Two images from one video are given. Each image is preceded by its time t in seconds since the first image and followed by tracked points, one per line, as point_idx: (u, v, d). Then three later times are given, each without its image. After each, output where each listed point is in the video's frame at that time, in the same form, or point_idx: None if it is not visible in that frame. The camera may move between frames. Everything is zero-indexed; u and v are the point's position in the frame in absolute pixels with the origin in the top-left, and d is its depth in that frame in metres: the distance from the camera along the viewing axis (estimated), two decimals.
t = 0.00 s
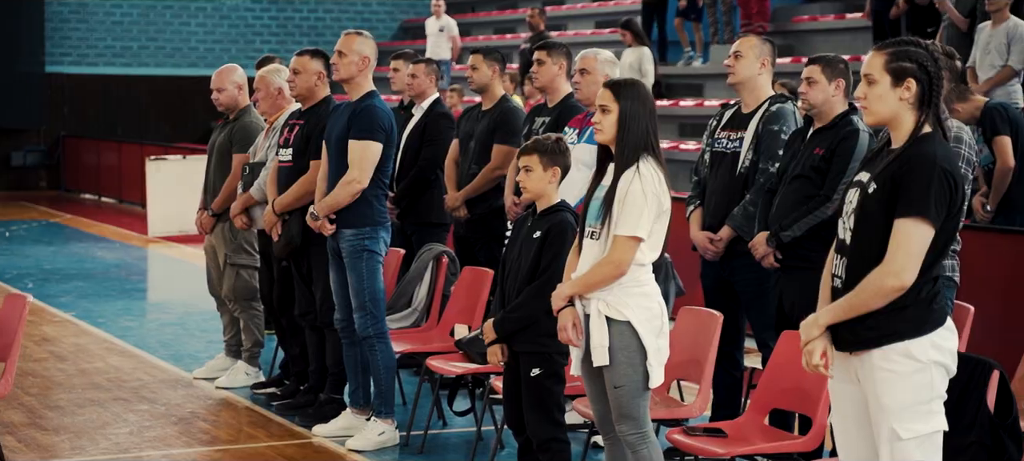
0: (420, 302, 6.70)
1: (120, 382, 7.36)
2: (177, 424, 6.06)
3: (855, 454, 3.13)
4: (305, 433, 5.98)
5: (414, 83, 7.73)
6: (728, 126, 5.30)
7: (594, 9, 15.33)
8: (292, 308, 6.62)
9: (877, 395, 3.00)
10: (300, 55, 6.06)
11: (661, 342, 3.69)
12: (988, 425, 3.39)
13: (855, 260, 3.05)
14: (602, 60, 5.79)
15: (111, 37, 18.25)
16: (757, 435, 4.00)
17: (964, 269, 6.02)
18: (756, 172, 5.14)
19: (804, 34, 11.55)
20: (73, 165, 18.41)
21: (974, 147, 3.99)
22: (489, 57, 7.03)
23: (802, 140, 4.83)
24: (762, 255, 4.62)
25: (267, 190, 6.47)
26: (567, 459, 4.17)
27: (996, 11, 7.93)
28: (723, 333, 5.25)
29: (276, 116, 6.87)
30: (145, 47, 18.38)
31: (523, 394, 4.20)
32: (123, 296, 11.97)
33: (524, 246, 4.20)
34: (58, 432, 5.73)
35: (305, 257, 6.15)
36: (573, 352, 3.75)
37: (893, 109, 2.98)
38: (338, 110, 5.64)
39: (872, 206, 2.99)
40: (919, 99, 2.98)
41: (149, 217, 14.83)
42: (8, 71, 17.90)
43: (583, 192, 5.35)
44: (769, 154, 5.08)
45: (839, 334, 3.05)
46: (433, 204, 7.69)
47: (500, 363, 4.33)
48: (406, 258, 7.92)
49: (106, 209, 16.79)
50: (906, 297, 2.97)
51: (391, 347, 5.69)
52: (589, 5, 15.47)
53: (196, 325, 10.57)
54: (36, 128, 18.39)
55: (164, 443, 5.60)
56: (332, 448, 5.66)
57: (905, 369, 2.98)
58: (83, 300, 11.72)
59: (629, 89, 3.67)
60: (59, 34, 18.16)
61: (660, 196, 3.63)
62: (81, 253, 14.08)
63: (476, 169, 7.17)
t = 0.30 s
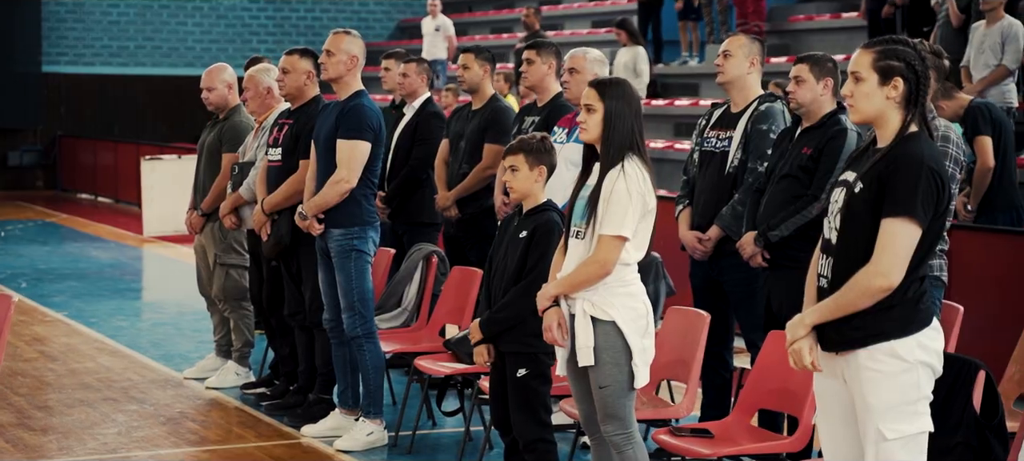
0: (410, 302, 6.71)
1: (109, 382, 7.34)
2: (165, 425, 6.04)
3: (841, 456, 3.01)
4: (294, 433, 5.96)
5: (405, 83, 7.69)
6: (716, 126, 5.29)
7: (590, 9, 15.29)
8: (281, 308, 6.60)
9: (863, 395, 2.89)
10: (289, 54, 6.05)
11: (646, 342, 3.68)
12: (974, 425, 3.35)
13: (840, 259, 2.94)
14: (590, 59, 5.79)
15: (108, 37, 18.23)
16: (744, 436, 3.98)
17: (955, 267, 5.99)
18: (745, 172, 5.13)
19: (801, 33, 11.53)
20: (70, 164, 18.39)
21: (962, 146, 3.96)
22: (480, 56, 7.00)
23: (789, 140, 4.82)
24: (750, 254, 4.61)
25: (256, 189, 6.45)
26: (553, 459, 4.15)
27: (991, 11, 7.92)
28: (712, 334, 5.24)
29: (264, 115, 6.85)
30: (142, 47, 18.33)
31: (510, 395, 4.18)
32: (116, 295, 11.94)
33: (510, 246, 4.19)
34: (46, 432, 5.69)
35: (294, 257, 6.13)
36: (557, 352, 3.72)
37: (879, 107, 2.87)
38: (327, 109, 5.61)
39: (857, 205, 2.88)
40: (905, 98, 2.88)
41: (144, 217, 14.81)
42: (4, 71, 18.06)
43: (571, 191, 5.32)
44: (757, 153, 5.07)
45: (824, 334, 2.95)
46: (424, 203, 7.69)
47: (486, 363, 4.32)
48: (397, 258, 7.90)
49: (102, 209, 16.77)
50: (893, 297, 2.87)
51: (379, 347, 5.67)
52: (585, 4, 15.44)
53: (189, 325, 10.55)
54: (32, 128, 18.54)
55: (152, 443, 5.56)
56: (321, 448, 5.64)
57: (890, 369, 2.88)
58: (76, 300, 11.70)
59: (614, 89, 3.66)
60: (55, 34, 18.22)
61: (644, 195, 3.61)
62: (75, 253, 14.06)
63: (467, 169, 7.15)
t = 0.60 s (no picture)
0: (405, 301, 6.68)
1: (105, 381, 7.31)
2: (159, 424, 6.01)
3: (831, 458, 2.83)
4: (288, 433, 5.94)
5: (403, 81, 7.66)
6: (712, 124, 5.26)
7: (593, 8, 15.26)
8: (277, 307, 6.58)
9: (855, 395, 2.72)
10: (285, 51, 5.98)
11: (637, 341, 3.65)
12: (967, 426, 3.32)
13: (832, 258, 2.75)
14: (587, 57, 5.78)
15: (112, 36, 18.29)
16: (737, 436, 3.95)
17: (955, 266, 5.94)
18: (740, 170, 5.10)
19: (804, 31, 11.52)
20: (74, 163, 18.30)
21: (956, 144, 3.92)
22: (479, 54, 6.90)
23: (784, 138, 4.80)
24: (744, 253, 4.58)
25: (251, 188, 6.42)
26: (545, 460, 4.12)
27: (993, 8, 7.87)
28: (708, 333, 5.21)
29: (260, 113, 6.84)
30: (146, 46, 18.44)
31: (501, 394, 4.16)
32: (115, 295, 11.92)
33: (501, 245, 4.17)
34: (40, 432, 5.65)
35: (289, 256, 6.10)
36: (548, 352, 3.70)
37: (870, 105, 2.69)
38: (321, 107, 5.56)
39: (850, 205, 2.70)
40: (896, 95, 2.71)
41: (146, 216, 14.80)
42: (8, 70, 17.73)
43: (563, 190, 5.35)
44: (753, 151, 5.03)
45: (817, 333, 2.77)
46: (421, 202, 7.65)
47: (478, 363, 4.29)
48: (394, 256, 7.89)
49: (107, 208, 16.75)
50: (885, 297, 2.70)
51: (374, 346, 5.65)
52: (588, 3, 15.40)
53: (188, 324, 10.53)
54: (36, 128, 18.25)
55: (145, 443, 5.53)
56: (315, 448, 5.62)
57: (884, 369, 2.70)
58: (75, 299, 11.66)
59: (605, 86, 3.62)
60: (60, 33, 18.11)
61: (635, 194, 3.58)
62: (76, 252, 14.04)
63: (463, 167, 7.13)
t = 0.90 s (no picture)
0: (407, 300, 6.65)
1: (107, 381, 7.29)
2: (158, 424, 5.98)
3: None
4: (288, 433, 5.91)
5: (407, 80, 7.65)
6: (714, 122, 5.22)
7: (602, 6, 15.22)
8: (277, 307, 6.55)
9: (852, 397, 2.65)
10: (285, 50, 5.94)
11: (634, 342, 3.61)
12: (967, 429, 3.27)
13: (829, 258, 2.68)
14: (589, 55, 5.75)
15: (123, 35, 18.28)
16: (735, 438, 3.91)
17: (956, 266, 5.89)
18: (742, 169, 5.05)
19: (813, 30, 11.47)
20: (83, 162, 18.33)
21: (957, 143, 3.86)
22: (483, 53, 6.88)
23: (786, 136, 4.75)
24: (745, 254, 4.54)
25: (252, 186, 6.38)
26: None
27: (1002, 7, 7.81)
28: (709, 334, 5.17)
29: (260, 111, 6.90)
30: (156, 44, 18.43)
31: (499, 395, 4.12)
32: (121, 294, 11.91)
33: (499, 245, 4.15)
34: (39, 432, 5.63)
35: (290, 255, 6.06)
36: (545, 352, 3.66)
37: (868, 104, 2.63)
38: (321, 106, 5.53)
39: (847, 205, 2.63)
40: (894, 94, 2.65)
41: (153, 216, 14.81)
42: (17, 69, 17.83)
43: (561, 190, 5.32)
44: (755, 150, 4.98)
45: (814, 335, 2.70)
46: (424, 201, 7.63)
47: (476, 363, 4.25)
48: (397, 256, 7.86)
49: (116, 207, 16.76)
50: (884, 297, 2.63)
51: (374, 346, 5.61)
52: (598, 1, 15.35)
53: (193, 323, 10.52)
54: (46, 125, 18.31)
55: (144, 443, 5.50)
56: (315, 449, 5.59)
57: (882, 371, 2.63)
58: (81, 298, 11.65)
59: (602, 85, 3.58)
60: (70, 31, 18.13)
61: (632, 193, 3.55)
62: (84, 251, 14.05)
63: (466, 167, 7.09)
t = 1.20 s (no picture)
0: (426, 301, 6.63)
1: (127, 381, 7.32)
2: (176, 425, 5.99)
3: None
4: (306, 434, 5.90)
5: (427, 79, 7.63)
6: (733, 122, 5.17)
7: (630, 5, 15.17)
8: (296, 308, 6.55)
9: (866, 401, 2.60)
10: (302, 49, 5.92)
11: (648, 344, 3.58)
12: (984, 432, 3.22)
13: (843, 261, 2.64)
14: (608, 54, 5.71)
15: (150, 35, 18.27)
16: (751, 441, 3.87)
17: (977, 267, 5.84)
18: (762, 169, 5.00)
19: (841, 29, 11.36)
20: (112, 162, 18.43)
21: (977, 142, 3.80)
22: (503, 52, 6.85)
23: (804, 136, 4.70)
24: (763, 255, 4.50)
25: (270, 186, 6.38)
26: None
27: None
28: (728, 335, 5.13)
29: (279, 112, 7.00)
30: (183, 43, 18.44)
31: (513, 397, 4.10)
32: (145, 293, 11.97)
33: (513, 245, 4.14)
34: (57, 432, 5.64)
35: (308, 255, 6.04)
36: (558, 354, 3.63)
37: (881, 104, 2.59)
38: (337, 106, 5.51)
39: (860, 207, 2.58)
40: (908, 93, 2.60)
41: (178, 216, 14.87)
42: (46, 69, 17.93)
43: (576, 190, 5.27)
44: (774, 150, 4.94)
45: (827, 338, 2.65)
46: (444, 201, 7.60)
47: (490, 365, 4.23)
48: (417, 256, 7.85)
49: (143, 206, 16.85)
50: (898, 299, 2.58)
51: (391, 348, 5.59)
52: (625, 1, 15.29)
53: (214, 323, 10.55)
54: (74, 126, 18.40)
55: (161, 445, 5.50)
56: (331, 450, 5.57)
57: (896, 374, 2.59)
58: (104, 298, 11.69)
59: (615, 84, 3.55)
60: (98, 31, 18.17)
61: (645, 194, 3.51)
62: (109, 250, 14.13)
63: (486, 167, 7.06)
